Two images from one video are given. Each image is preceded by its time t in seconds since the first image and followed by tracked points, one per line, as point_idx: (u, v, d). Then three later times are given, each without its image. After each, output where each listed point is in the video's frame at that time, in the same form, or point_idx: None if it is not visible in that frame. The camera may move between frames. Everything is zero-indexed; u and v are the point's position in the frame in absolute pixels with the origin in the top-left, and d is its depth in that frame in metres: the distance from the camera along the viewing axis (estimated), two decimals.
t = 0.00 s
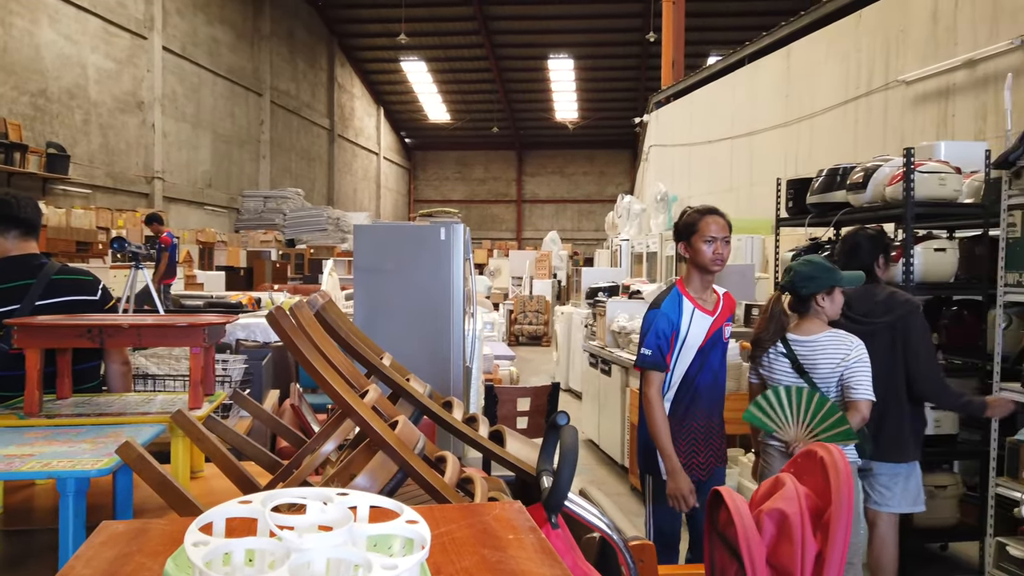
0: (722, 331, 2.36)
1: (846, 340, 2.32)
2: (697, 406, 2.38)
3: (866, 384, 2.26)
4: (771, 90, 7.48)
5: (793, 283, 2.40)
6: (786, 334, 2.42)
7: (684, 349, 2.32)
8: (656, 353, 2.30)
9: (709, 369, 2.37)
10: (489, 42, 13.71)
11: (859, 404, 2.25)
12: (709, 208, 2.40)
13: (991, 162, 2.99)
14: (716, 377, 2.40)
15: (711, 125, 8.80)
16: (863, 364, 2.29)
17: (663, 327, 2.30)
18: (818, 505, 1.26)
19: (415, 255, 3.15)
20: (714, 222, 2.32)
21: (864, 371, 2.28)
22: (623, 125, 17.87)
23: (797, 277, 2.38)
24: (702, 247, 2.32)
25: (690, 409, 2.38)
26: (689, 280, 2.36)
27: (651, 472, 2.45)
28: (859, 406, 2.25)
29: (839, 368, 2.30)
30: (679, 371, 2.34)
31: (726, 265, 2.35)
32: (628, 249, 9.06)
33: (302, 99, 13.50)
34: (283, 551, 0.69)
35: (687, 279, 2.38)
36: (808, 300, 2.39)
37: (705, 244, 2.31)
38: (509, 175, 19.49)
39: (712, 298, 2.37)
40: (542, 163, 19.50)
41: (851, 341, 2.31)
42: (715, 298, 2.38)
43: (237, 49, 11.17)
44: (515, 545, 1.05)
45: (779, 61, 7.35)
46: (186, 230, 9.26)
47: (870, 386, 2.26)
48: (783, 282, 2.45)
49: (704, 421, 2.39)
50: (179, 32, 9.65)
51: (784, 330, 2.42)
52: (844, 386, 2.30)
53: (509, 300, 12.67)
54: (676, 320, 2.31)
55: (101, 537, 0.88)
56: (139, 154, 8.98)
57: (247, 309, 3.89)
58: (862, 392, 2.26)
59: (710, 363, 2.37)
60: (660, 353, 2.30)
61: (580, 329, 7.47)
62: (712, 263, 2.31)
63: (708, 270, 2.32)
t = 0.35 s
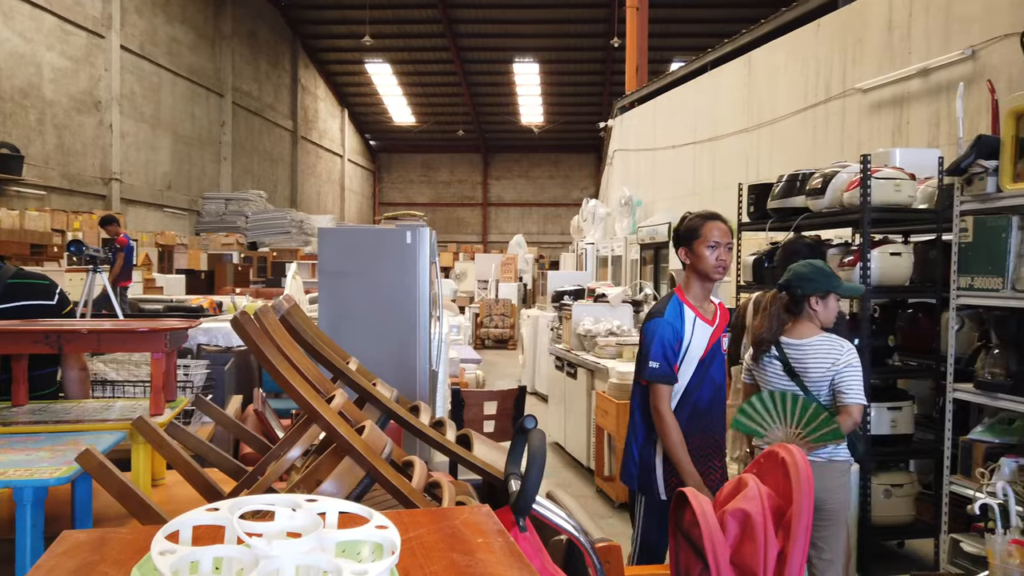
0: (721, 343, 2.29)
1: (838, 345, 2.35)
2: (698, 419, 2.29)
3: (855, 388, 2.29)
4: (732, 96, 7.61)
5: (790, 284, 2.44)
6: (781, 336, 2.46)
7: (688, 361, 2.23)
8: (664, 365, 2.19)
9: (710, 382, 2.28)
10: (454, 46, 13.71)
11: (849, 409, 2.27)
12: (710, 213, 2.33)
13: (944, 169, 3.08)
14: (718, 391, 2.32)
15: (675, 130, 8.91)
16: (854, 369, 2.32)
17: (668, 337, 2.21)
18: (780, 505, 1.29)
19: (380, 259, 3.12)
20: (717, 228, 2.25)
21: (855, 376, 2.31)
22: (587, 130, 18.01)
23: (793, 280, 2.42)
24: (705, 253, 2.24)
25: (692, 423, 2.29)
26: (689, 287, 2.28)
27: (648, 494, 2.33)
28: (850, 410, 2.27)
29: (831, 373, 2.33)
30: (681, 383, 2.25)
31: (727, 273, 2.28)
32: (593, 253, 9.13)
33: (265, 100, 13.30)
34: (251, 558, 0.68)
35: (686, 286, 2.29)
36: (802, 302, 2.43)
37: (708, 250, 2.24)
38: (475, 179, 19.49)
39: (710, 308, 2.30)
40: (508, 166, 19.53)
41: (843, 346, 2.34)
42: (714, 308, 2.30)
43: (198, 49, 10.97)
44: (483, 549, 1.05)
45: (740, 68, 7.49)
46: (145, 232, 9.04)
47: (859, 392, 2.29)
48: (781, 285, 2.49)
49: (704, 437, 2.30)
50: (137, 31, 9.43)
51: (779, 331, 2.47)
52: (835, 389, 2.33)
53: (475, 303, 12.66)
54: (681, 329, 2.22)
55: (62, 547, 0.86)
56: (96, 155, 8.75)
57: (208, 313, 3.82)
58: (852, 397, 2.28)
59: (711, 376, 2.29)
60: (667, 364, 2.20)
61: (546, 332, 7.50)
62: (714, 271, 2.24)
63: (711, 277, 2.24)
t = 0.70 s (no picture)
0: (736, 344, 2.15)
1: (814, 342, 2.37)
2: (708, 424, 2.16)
3: (832, 387, 2.30)
4: (698, 101, 7.72)
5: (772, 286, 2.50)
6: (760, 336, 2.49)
7: (704, 363, 2.09)
8: (675, 367, 2.05)
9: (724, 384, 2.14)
10: (422, 48, 13.69)
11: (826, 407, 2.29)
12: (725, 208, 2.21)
13: (903, 173, 3.17)
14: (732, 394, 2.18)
15: (641, 133, 9.01)
16: (831, 367, 2.33)
17: (682, 337, 2.06)
18: (745, 502, 1.32)
19: (348, 261, 3.10)
20: (734, 222, 2.14)
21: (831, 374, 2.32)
22: (555, 133, 18.10)
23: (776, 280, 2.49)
24: (722, 248, 2.12)
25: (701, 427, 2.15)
26: (703, 286, 2.15)
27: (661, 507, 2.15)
28: (827, 408, 2.29)
29: (808, 372, 2.34)
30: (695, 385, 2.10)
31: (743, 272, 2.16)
32: (561, 255, 9.18)
33: (229, 100, 13.09)
34: (220, 562, 0.68)
35: (701, 284, 2.16)
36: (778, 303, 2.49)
37: (725, 246, 2.12)
38: (443, 181, 19.44)
39: (723, 309, 2.17)
40: (475, 168, 19.51)
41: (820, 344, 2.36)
42: (727, 308, 2.18)
43: (160, 47, 10.77)
44: (454, 550, 1.06)
45: (705, 73, 7.61)
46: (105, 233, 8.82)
47: (836, 390, 2.30)
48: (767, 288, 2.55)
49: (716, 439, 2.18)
50: (97, 29, 9.21)
51: (759, 330, 2.51)
52: (813, 389, 2.34)
53: (443, 305, 12.63)
54: (697, 329, 2.07)
55: (22, 554, 0.84)
56: (54, 155, 8.52)
57: (171, 316, 3.74)
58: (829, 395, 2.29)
59: (726, 379, 2.15)
60: (679, 366, 2.06)
61: (514, 334, 7.52)
62: (731, 268, 2.12)
63: (727, 275, 2.12)
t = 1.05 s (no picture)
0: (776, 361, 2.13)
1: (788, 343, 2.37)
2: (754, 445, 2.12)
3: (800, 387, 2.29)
4: (664, 104, 7.81)
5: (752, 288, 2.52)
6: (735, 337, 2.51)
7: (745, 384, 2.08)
8: (716, 392, 2.05)
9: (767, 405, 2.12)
10: (389, 49, 13.61)
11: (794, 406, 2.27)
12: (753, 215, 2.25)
13: (863, 177, 3.24)
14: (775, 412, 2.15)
15: (609, 136, 9.09)
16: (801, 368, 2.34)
17: (721, 361, 2.06)
18: (713, 500, 1.34)
19: (314, 262, 3.07)
20: (764, 229, 2.17)
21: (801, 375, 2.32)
22: (523, 136, 18.14)
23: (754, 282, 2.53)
24: (753, 258, 2.14)
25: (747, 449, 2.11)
26: (738, 298, 2.16)
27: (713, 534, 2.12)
28: (793, 406, 2.26)
29: (777, 371, 2.32)
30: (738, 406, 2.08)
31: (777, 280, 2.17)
32: (529, 257, 9.21)
33: (192, 100, 12.85)
34: (190, 564, 0.67)
35: (736, 297, 2.17)
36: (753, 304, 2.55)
37: (756, 255, 2.14)
38: (410, 182, 19.34)
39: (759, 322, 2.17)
40: (443, 170, 19.44)
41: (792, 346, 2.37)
42: (763, 323, 2.18)
43: (122, 45, 10.54)
44: (428, 550, 1.05)
45: (671, 77, 7.70)
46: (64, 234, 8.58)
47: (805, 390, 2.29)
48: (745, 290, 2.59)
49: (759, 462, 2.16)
50: (56, 26, 8.97)
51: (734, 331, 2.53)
52: (782, 387, 2.34)
53: (411, 307, 12.56)
54: (736, 350, 2.07)
55: None
56: (10, 154, 8.27)
57: (133, 319, 3.66)
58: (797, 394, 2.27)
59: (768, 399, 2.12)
60: (718, 390, 2.06)
61: (483, 336, 7.51)
62: (766, 278, 2.13)
63: (763, 285, 2.13)
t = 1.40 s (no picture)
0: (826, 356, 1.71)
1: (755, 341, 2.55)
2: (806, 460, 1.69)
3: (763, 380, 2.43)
4: (632, 107, 7.88)
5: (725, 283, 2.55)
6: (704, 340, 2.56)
7: (792, 387, 1.64)
8: (765, 397, 1.61)
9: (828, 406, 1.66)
10: (357, 49, 13.52)
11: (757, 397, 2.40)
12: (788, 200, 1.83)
13: (827, 181, 3.31)
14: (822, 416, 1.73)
15: (578, 138, 9.13)
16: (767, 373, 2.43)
17: (764, 360, 1.62)
18: (681, 499, 1.35)
19: (281, 264, 3.04)
20: (807, 216, 1.75)
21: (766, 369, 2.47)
22: (492, 137, 18.14)
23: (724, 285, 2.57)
24: (794, 248, 1.70)
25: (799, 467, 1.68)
26: (780, 295, 1.71)
27: (756, 560, 1.72)
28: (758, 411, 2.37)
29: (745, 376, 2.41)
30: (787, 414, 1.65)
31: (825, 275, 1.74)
32: (499, 258, 9.22)
33: (156, 99, 12.60)
34: (157, 570, 0.66)
35: (776, 294, 1.72)
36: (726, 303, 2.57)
37: (798, 245, 1.70)
38: (379, 184, 19.22)
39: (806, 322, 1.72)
40: (412, 172, 19.36)
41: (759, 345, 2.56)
42: (811, 323, 1.73)
43: (83, 42, 10.31)
44: (397, 553, 1.04)
45: (639, 80, 7.78)
46: (23, 235, 8.35)
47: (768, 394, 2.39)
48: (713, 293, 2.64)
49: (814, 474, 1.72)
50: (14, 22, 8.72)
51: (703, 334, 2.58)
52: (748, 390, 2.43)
53: (380, 309, 12.49)
54: (779, 350, 1.63)
55: None
56: None
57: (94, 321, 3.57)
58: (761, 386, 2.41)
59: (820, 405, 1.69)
60: (767, 396, 1.61)
61: (452, 338, 7.50)
62: (810, 270, 1.68)
63: (808, 278, 1.69)
